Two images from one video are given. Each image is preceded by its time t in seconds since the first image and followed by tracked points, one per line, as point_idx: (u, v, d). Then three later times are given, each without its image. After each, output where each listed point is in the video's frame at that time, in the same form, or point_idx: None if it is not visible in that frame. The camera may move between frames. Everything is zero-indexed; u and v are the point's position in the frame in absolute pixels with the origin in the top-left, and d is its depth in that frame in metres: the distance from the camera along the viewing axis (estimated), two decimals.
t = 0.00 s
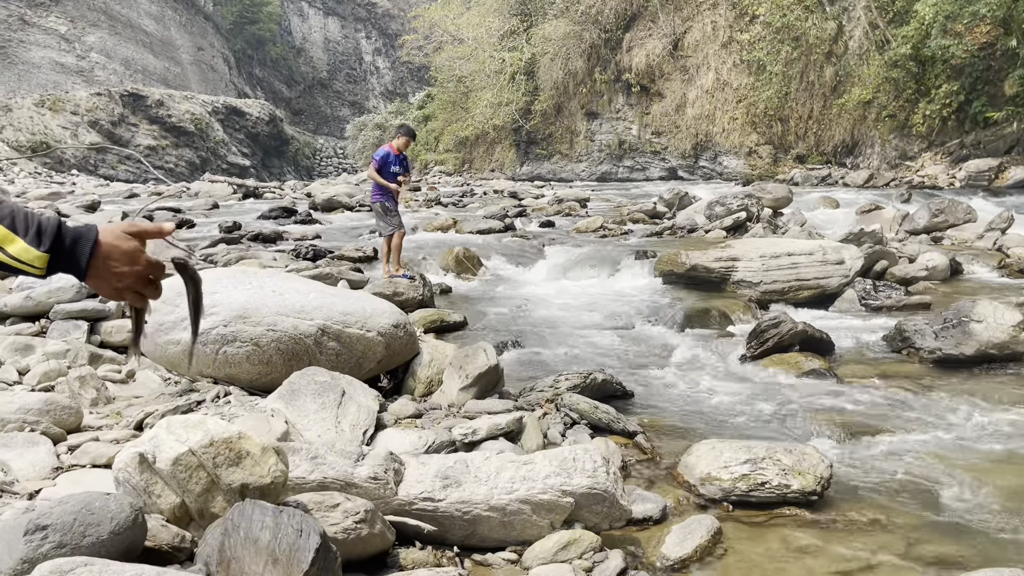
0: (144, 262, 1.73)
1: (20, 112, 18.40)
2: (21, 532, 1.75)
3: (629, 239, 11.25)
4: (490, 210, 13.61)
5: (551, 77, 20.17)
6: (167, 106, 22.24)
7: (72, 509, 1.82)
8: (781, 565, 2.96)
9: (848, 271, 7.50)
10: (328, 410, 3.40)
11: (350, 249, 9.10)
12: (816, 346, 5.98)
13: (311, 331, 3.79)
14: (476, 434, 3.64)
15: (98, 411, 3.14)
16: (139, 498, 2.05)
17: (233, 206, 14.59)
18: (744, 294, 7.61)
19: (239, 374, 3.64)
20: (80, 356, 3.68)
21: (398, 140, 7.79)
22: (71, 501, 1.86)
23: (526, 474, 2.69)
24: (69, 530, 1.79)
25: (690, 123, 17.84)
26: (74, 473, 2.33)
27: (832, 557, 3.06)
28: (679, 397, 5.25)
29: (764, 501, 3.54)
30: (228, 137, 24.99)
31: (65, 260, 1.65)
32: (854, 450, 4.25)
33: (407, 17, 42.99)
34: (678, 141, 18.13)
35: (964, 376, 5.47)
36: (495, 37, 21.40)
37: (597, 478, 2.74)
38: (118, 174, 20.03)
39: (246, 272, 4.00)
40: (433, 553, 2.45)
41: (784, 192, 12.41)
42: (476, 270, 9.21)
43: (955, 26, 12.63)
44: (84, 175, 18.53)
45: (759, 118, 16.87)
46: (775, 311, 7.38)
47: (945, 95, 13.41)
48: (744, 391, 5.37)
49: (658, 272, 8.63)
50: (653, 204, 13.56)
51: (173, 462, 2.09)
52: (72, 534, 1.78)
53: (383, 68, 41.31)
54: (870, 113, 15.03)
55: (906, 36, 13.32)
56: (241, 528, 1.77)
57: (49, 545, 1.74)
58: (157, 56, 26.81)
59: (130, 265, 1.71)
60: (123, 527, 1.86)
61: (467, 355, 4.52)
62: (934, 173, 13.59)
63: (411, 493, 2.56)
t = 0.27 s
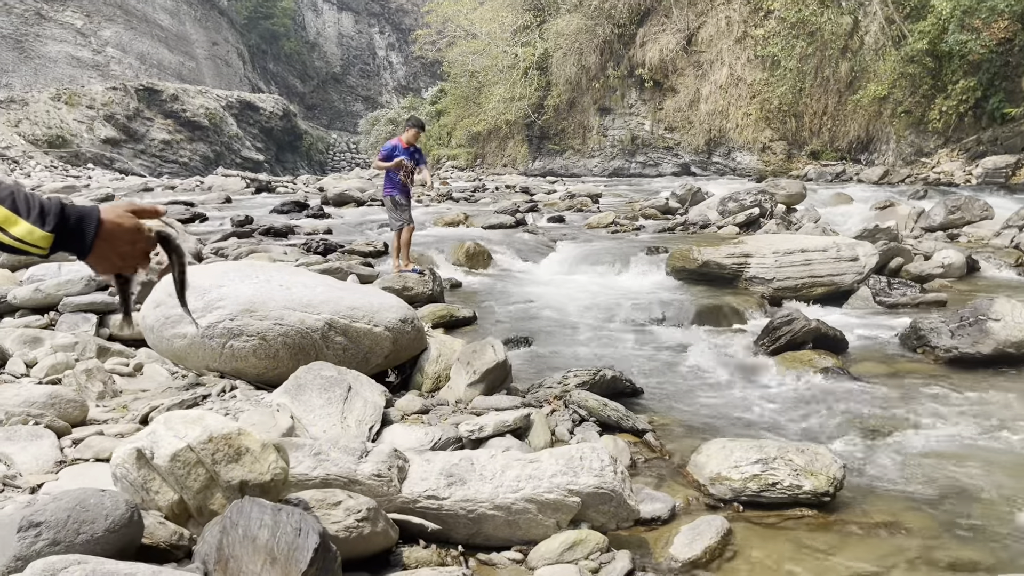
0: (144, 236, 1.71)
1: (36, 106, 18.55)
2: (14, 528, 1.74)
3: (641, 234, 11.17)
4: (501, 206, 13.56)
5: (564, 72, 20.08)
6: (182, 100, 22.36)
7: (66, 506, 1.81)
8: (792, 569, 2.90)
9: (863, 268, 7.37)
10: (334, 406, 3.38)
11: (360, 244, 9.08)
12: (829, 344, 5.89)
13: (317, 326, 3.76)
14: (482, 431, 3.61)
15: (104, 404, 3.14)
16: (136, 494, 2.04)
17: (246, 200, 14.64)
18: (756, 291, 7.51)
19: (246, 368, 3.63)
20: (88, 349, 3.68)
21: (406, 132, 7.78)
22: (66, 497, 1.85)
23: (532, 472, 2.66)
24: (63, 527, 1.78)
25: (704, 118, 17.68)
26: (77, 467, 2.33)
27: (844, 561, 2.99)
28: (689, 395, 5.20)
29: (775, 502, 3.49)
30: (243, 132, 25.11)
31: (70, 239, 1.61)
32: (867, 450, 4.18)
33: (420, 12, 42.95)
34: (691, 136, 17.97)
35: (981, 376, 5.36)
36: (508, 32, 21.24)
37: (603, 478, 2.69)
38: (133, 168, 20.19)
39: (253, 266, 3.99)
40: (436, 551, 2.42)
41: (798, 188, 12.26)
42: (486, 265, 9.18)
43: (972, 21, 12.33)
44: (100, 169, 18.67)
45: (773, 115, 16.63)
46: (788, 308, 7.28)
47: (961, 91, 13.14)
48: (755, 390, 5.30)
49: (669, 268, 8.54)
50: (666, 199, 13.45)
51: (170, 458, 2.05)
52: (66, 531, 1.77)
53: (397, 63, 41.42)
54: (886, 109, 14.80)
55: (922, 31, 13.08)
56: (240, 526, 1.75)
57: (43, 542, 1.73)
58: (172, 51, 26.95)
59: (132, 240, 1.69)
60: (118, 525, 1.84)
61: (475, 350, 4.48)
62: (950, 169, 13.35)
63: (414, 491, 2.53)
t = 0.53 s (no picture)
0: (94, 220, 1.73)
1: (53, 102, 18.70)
2: None
3: (653, 232, 11.06)
4: (512, 202, 13.50)
5: (578, 68, 19.95)
6: (197, 96, 22.48)
7: (37, 511, 1.77)
8: None
9: (879, 266, 7.21)
10: (333, 405, 3.34)
11: (370, 240, 9.05)
12: (842, 344, 5.80)
13: (317, 323, 3.72)
14: (483, 432, 3.56)
15: (101, 401, 3.12)
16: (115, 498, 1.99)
17: (258, 196, 14.68)
18: (768, 289, 7.39)
19: (245, 365, 3.61)
20: (89, 345, 3.67)
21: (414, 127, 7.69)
22: (37, 501, 1.81)
23: (529, 476, 2.61)
24: (34, 532, 1.73)
25: (719, 115, 17.49)
26: (67, 466, 2.30)
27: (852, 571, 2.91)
28: (697, 395, 5.12)
29: (782, 509, 3.42)
30: (257, 128, 25.20)
31: (21, 221, 1.60)
32: (878, 455, 4.09)
33: (435, 9, 42.94)
34: (706, 133, 17.78)
35: (998, 378, 5.24)
36: (522, 28, 21.07)
37: (603, 482, 2.62)
38: (148, 164, 20.33)
39: (253, 263, 3.95)
40: (430, 557, 2.38)
41: (813, 185, 12.07)
42: (496, 262, 9.13)
43: (992, 17, 12.07)
44: (116, 165, 18.80)
45: (789, 111, 16.44)
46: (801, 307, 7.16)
47: (981, 87, 12.88)
48: (764, 391, 5.20)
49: (681, 266, 8.44)
50: (679, 196, 13.33)
51: (151, 461, 1.99)
52: (37, 537, 1.72)
53: (411, 59, 41.47)
54: (904, 105, 14.55)
55: (942, 26, 12.83)
56: (221, 532, 1.71)
57: (12, 547, 1.69)
58: (187, 47, 27.10)
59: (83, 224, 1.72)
60: (92, 531, 1.80)
61: (478, 349, 4.43)
62: (969, 167, 13.11)
63: (408, 494, 2.50)
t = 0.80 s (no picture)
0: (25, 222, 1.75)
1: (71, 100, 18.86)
2: None
3: (665, 230, 10.96)
4: (524, 200, 13.43)
5: (593, 66, 19.85)
6: (213, 94, 22.63)
7: None
8: None
9: (892, 267, 7.16)
10: (329, 408, 3.31)
11: (379, 238, 9.03)
12: (853, 347, 5.67)
13: (316, 324, 3.69)
14: (482, 436, 3.51)
15: (97, 402, 3.10)
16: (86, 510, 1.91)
17: (272, 194, 14.72)
18: (781, 290, 7.28)
19: (242, 367, 3.59)
20: (88, 345, 3.65)
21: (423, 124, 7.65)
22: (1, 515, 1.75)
23: (522, 486, 2.62)
24: None
25: (734, 113, 17.30)
26: (54, 470, 2.28)
27: None
28: (703, 399, 5.04)
29: (787, 520, 3.35)
30: (273, 125, 25.29)
31: None
32: (888, 463, 4.01)
33: (450, 6, 42.91)
34: (722, 131, 17.60)
35: (1014, 382, 5.12)
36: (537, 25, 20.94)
37: (598, 493, 2.63)
38: (165, 162, 20.47)
39: (251, 263, 3.93)
40: (419, 567, 2.40)
41: (828, 184, 11.87)
42: (505, 261, 9.07)
43: (1014, 14, 11.84)
44: (134, 163, 18.95)
45: (805, 108, 16.29)
46: (813, 309, 7.03)
47: (1001, 85, 12.61)
48: (773, 395, 5.12)
49: (692, 265, 8.35)
50: (693, 194, 13.21)
51: (125, 469, 1.91)
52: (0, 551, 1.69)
53: (426, 57, 41.59)
54: (922, 104, 14.32)
55: (960, 24, 12.59)
56: (194, 546, 1.68)
57: None
58: (203, 45, 27.25)
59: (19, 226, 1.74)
60: (58, 545, 1.74)
61: (479, 351, 4.38)
62: (987, 166, 12.88)
63: (398, 503, 2.51)
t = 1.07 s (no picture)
0: None
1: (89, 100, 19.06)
2: None
3: (677, 231, 10.86)
4: (537, 200, 13.36)
5: (608, 65, 19.75)
6: (229, 94, 22.80)
7: None
8: None
9: (909, 268, 7.01)
10: (331, 411, 3.28)
11: (390, 238, 9.02)
12: (866, 350, 5.57)
13: (319, 326, 3.67)
14: (485, 441, 3.48)
15: (99, 404, 3.09)
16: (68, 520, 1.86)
17: (286, 193, 14.79)
18: (794, 292, 7.17)
19: (245, 369, 3.57)
20: (93, 345, 3.66)
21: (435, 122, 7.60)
22: None
23: (522, 495, 2.59)
24: None
25: (750, 112, 17.14)
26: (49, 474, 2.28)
27: None
28: (712, 404, 4.96)
29: (795, 530, 3.29)
30: (288, 125, 25.42)
31: None
32: (901, 471, 3.92)
33: (464, 6, 42.92)
34: (737, 130, 17.42)
35: None
36: (551, 25, 20.89)
37: (600, 503, 2.59)
38: (181, 161, 20.63)
39: (254, 264, 3.92)
40: None
41: (845, 184, 11.71)
42: (516, 262, 9.02)
43: None
44: (150, 163, 19.10)
45: (821, 108, 16.10)
46: (828, 312, 6.93)
47: (1020, 84, 12.36)
48: (784, 400, 5.04)
49: (704, 266, 8.25)
50: (707, 194, 13.08)
51: (107, 478, 1.86)
52: None
53: (441, 57, 41.65)
54: (940, 103, 14.07)
55: (979, 22, 12.44)
56: (179, 558, 1.65)
57: None
58: (220, 45, 27.47)
59: None
60: (35, 557, 1.67)
61: (484, 354, 4.34)
62: (1007, 166, 12.63)
63: (396, 511, 2.51)
